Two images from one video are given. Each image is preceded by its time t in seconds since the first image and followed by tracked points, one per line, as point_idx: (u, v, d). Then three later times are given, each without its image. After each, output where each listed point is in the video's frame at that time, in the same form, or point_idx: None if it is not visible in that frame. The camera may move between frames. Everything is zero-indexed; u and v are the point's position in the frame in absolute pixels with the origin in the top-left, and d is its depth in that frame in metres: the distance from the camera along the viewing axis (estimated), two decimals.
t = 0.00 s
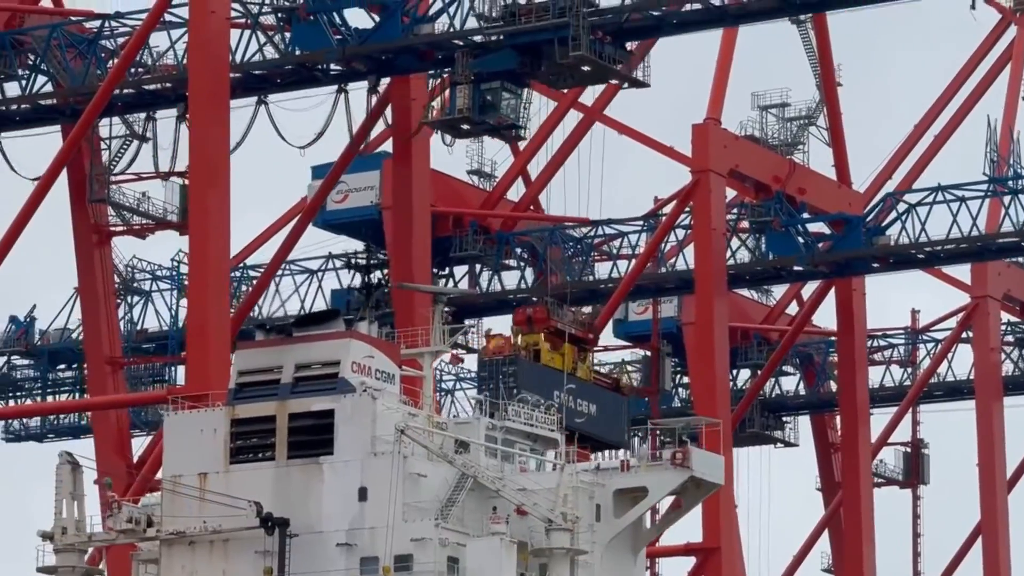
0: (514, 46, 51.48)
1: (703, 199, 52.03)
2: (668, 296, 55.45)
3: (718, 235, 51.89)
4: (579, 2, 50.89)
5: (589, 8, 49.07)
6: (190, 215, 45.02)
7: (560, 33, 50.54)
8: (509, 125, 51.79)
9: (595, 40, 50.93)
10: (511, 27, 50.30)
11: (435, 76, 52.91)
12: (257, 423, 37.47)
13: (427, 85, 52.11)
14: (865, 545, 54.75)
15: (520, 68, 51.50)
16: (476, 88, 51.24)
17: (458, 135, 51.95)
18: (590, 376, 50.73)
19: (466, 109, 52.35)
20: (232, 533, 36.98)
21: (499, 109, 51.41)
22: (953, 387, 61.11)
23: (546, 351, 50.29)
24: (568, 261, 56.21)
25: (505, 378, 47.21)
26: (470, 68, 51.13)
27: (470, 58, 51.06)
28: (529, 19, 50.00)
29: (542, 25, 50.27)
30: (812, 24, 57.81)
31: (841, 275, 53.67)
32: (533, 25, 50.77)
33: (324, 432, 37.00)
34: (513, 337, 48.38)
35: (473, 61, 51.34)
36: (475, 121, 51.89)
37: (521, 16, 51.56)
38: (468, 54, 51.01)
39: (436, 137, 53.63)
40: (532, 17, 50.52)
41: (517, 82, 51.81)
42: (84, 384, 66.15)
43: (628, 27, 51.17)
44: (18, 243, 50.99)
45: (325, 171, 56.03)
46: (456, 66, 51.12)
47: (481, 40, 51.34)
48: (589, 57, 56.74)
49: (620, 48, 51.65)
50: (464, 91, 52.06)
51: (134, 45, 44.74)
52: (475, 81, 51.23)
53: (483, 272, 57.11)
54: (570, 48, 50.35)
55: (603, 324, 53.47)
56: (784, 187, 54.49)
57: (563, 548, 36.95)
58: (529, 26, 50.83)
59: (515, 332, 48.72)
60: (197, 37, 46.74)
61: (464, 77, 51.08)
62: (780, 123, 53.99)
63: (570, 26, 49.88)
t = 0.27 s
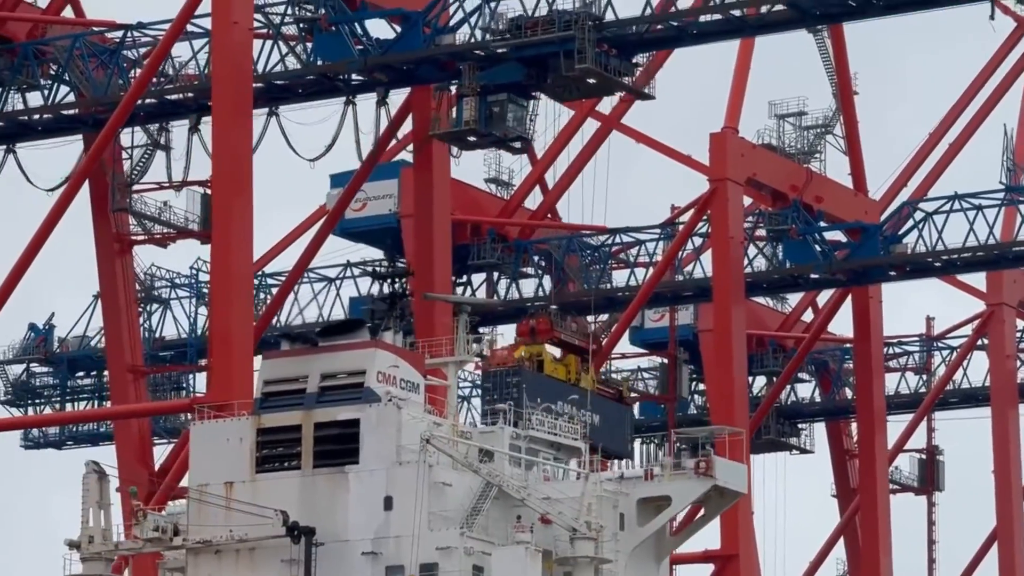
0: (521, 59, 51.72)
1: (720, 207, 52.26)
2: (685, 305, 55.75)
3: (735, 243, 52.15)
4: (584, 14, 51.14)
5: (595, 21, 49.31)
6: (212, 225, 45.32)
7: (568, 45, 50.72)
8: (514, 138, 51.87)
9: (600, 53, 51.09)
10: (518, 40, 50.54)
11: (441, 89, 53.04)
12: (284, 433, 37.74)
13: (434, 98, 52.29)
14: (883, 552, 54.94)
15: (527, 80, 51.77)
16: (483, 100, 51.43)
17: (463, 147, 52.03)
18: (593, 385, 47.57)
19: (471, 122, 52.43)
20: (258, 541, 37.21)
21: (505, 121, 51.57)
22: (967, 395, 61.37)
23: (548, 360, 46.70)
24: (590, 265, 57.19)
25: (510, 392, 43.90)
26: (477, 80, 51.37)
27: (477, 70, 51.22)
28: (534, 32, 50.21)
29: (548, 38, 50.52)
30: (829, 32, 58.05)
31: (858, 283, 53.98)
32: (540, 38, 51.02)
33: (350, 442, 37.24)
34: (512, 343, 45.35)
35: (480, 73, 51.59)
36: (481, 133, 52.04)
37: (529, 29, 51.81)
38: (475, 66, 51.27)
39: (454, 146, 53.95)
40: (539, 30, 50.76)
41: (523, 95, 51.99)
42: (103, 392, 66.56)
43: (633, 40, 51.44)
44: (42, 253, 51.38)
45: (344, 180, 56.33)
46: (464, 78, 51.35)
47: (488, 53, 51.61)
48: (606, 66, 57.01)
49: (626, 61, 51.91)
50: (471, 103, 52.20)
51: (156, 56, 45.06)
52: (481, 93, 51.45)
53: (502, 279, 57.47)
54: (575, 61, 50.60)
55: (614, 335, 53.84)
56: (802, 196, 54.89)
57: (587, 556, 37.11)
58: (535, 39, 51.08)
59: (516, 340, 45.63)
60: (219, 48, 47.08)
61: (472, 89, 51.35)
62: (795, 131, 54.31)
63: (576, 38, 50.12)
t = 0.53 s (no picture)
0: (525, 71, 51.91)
1: (736, 214, 52.53)
2: (700, 312, 56.08)
3: (751, 250, 52.38)
4: (587, 26, 51.49)
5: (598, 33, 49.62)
6: (233, 233, 45.60)
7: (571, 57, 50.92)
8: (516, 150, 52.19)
9: (603, 64, 51.28)
10: (522, 52, 50.88)
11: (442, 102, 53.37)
12: (308, 441, 37.98)
13: (436, 111, 52.63)
14: (899, 557, 55.25)
15: (531, 91, 52.19)
16: (487, 111, 51.76)
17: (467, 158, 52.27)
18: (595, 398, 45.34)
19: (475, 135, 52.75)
20: (283, 549, 37.44)
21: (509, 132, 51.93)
22: (981, 401, 61.64)
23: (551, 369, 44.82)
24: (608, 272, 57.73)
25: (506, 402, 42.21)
26: (481, 92, 51.77)
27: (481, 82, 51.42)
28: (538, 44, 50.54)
29: (552, 50, 50.86)
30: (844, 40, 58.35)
31: (873, 289, 54.32)
32: (543, 49, 51.36)
33: (373, 450, 37.47)
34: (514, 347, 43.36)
35: (485, 84, 51.97)
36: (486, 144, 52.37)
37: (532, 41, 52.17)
38: (480, 78, 51.61)
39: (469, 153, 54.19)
40: (543, 42, 51.10)
41: (528, 106, 52.24)
42: (120, 399, 67.06)
43: (639, 51, 51.77)
44: (63, 260, 51.75)
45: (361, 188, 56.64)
46: (468, 90, 51.75)
47: (493, 64, 51.97)
48: (621, 74, 57.28)
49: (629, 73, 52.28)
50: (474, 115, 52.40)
51: (177, 66, 45.37)
52: (485, 104, 51.80)
53: (518, 285, 57.84)
54: (579, 72, 50.93)
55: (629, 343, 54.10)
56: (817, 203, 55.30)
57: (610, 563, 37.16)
58: (539, 51, 51.45)
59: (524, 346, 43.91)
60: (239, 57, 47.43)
61: (476, 101, 51.75)
62: (809, 139, 54.56)
63: (579, 50, 50.45)
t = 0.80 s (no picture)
0: (530, 80, 52.31)
1: (752, 218, 52.82)
2: (714, 317, 56.42)
3: (766, 256, 52.66)
4: (590, 36, 52.00)
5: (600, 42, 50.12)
6: (254, 238, 45.88)
7: (575, 66, 51.30)
8: (519, 159, 52.61)
9: (607, 73, 51.65)
10: (526, 61, 51.38)
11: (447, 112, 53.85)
12: (331, 448, 38.17)
13: (441, 120, 53.09)
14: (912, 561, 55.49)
15: (534, 100, 52.77)
16: (490, 120, 52.22)
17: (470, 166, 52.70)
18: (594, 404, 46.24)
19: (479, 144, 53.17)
20: (307, 555, 37.62)
21: (512, 142, 52.42)
22: (994, 405, 61.92)
23: (552, 376, 45.61)
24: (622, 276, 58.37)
25: (514, 409, 42.60)
26: (485, 101, 52.29)
27: (484, 92, 51.92)
28: (541, 53, 51.02)
29: (555, 59, 51.34)
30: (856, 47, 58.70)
31: (887, 295, 54.64)
32: (547, 59, 51.76)
33: (396, 457, 37.69)
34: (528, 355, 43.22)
35: (488, 94, 52.51)
36: (489, 154, 52.79)
37: (536, 51, 52.68)
38: (483, 87, 52.12)
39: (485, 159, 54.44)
40: (547, 51, 51.62)
41: (532, 115, 52.60)
42: (135, 405, 67.59)
43: (642, 61, 52.17)
44: (82, 267, 52.13)
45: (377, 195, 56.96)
46: (472, 99, 52.26)
47: (496, 74, 52.49)
48: (634, 81, 57.62)
49: (632, 81, 52.80)
50: (479, 125, 52.75)
51: (196, 76, 45.62)
52: (489, 114, 52.28)
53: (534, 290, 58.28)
54: (582, 82, 51.43)
55: (644, 349, 54.41)
56: (831, 209, 55.85)
57: (632, 570, 37.36)
58: (542, 60, 51.97)
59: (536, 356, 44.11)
60: (258, 65, 47.71)
61: (479, 111, 52.26)
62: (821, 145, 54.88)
63: (583, 60, 50.95)
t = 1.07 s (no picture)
0: (534, 90, 52.65)
1: (767, 223, 53.16)
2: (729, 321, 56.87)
3: (781, 261, 53.01)
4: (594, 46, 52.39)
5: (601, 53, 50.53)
6: (276, 241, 46.28)
7: (578, 75, 51.67)
8: (524, 167, 52.99)
9: (611, 82, 52.01)
10: (529, 71, 51.82)
11: (452, 119, 54.25)
12: (354, 454, 38.39)
13: (445, 128, 53.50)
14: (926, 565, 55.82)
15: (538, 109, 53.19)
16: (495, 130, 52.56)
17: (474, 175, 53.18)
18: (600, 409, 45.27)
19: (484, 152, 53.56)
20: (331, 561, 37.90)
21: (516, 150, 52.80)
22: (1007, 409, 62.14)
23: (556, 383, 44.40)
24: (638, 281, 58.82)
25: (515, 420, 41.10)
26: (489, 110, 52.64)
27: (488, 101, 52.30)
28: (544, 63, 51.42)
29: (559, 69, 51.77)
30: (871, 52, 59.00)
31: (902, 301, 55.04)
32: (550, 68, 52.10)
33: (420, 464, 37.91)
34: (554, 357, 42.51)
35: (492, 102, 52.93)
36: (494, 162, 53.19)
37: (539, 60, 53.07)
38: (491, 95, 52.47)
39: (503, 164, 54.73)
40: (550, 61, 52.05)
41: (536, 124, 52.94)
42: (152, 408, 68.31)
43: (644, 70, 52.53)
44: (103, 272, 52.66)
45: (394, 199, 57.37)
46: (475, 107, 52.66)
47: (501, 82, 52.93)
48: (645, 88, 57.99)
49: (636, 90, 53.25)
50: (483, 134, 53.07)
51: (216, 82, 45.96)
52: (494, 123, 52.66)
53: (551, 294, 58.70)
54: (586, 90, 51.86)
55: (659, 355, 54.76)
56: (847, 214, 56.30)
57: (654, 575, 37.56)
58: (546, 69, 52.40)
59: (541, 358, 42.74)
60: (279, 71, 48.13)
61: (484, 119, 52.61)
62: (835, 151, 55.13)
63: (586, 69, 51.38)
